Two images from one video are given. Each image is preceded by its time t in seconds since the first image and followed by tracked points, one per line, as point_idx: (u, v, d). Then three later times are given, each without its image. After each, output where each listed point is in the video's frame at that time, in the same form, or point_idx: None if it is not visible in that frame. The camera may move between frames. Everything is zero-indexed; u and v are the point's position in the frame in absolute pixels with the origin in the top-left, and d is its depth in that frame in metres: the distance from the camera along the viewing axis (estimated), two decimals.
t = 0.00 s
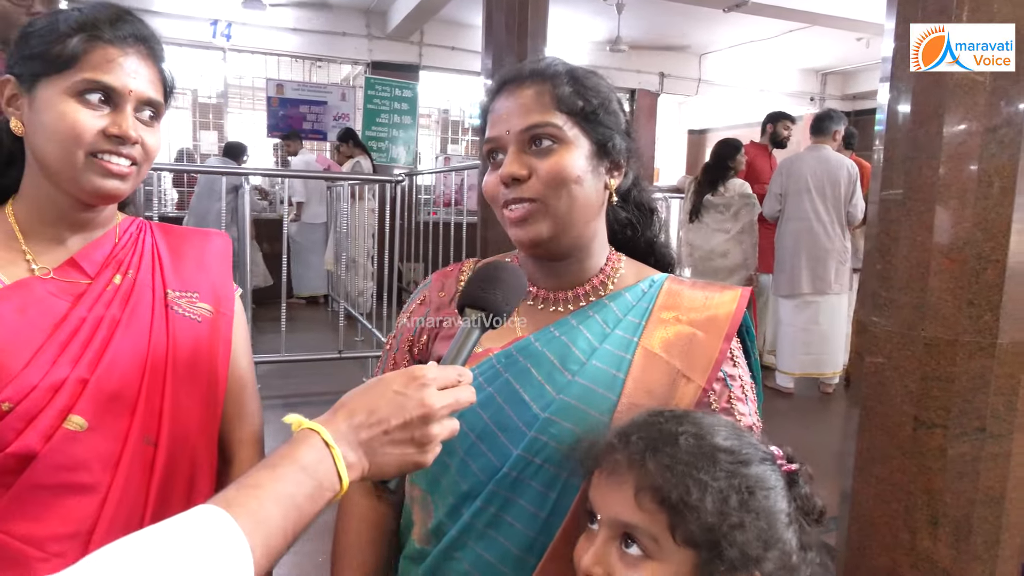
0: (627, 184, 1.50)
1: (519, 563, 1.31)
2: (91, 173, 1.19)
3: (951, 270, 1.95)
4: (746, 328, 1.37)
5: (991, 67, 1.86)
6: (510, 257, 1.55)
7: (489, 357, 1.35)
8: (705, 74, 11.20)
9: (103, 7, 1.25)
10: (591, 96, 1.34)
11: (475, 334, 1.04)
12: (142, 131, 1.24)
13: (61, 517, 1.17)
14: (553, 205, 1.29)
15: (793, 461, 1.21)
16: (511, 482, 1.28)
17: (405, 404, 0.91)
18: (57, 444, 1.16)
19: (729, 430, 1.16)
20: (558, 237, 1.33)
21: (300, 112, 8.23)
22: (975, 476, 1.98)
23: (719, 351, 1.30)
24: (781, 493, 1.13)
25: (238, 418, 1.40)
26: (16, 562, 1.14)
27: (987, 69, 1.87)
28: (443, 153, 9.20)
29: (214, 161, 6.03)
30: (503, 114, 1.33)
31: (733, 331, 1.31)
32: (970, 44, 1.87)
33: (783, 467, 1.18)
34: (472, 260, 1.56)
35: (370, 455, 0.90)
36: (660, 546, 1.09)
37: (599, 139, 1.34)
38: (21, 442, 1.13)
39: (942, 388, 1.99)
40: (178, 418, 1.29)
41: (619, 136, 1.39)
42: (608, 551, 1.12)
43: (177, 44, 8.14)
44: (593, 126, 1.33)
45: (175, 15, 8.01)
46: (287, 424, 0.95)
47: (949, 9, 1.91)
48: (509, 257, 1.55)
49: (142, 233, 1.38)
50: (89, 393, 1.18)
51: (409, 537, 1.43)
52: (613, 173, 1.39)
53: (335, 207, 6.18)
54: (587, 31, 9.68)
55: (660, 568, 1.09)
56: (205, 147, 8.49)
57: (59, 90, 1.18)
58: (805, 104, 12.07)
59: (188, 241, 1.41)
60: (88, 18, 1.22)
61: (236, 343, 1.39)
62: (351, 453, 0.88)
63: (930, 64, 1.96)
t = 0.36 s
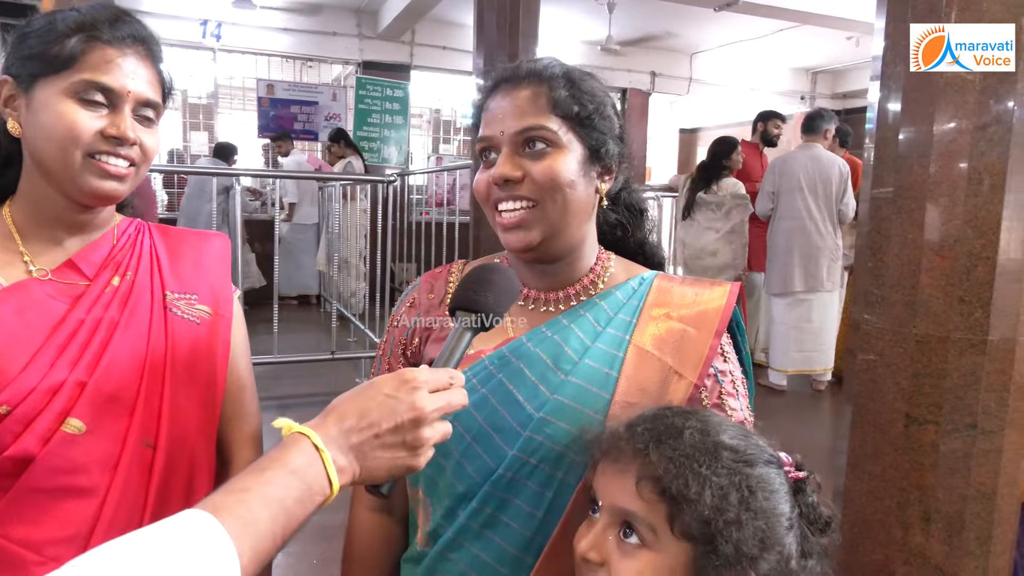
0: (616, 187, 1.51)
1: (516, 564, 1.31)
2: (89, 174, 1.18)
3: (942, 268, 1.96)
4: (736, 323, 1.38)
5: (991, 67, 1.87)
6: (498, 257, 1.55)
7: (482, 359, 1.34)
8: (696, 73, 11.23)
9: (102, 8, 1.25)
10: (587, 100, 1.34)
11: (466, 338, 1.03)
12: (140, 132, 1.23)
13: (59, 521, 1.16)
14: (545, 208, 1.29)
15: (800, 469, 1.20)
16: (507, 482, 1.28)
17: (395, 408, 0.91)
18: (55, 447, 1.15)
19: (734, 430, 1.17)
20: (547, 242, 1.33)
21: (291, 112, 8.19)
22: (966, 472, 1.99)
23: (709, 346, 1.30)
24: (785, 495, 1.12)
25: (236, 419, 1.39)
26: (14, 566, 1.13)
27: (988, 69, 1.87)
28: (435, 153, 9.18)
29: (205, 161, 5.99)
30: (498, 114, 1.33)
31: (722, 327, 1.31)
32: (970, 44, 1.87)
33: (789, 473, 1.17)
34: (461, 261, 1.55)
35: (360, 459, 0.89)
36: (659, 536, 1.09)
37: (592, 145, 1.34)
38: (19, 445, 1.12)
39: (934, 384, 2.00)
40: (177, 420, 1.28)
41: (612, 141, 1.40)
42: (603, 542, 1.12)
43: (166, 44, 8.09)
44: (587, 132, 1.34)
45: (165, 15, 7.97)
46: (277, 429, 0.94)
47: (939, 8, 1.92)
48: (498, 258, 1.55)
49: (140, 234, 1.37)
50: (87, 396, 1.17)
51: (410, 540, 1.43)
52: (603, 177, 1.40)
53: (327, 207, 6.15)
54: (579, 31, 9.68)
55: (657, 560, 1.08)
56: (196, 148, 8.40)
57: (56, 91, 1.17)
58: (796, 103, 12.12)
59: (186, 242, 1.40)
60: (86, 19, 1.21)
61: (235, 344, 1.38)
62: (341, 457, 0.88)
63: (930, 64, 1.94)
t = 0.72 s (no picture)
0: (611, 191, 1.50)
1: (511, 562, 1.31)
2: (85, 176, 1.17)
3: (940, 266, 1.96)
4: (730, 319, 1.38)
5: (991, 67, 1.87)
6: (491, 258, 1.54)
7: (476, 357, 1.33)
8: (690, 71, 11.25)
9: (95, 8, 1.24)
10: (589, 102, 1.34)
11: (463, 342, 1.03)
12: (137, 132, 1.22)
13: (60, 523, 1.15)
14: (539, 201, 1.29)
15: (794, 472, 1.19)
16: (500, 481, 1.28)
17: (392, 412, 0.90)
18: (56, 449, 1.14)
19: (725, 431, 1.17)
20: (538, 236, 1.32)
21: (285, 113, 8.15)
22: (963, 467, 1.99)
23: (703, 343, 1.30)
24: (773, 497, 1.12)
25: (237, 419, 1.38)
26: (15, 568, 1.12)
27: (988, 69, 1.87)
28: (429, 153, 9.16)
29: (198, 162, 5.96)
30: (498, 107, 1.32)
31: (717, 323, 1.31)
32: (970, 44, 1.87)
33: (783, 476, 1.17)
34: (455, 262, 1.54)
35: (357, 462, 0.89)
36: (642, 531, 1.09)
37: (590, 147, 1.34)
38: (19, 448, 1.11)
39: (930, 380, 2.00)
40: (178, 421, 1.27)
41: (608, 144, 1.40)
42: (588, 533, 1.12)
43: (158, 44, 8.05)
44: (586, 134, 1.34)
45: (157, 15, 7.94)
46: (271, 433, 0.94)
47: (933, 5, 1.92)
48: (492, 258, 1.54)
49: (141, 234, 1.36)
50: (89, 398, 1.17)
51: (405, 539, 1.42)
52: (598, 180, 1.40)
53: (322, 207, 6.14)
54: (573, 29, 9.68)
55: (642, 556, 1.08)
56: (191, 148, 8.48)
57: (51, 92, 1.16)
58: (790, 100, 12.14)
59: (186, 242, 1.39)
60: (80, 19, 1.20)
61: (235, 344, 1.38)
62: (337, 460, 0.87)
63: (929, 64, 1.94)
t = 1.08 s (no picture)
0: (605, 182, 1.51)
1: (512, 563, 1.29)
2: (81, 177, 1.16)
3: (940, 265, 1.96)
4: (735, 323, 1.37)
5: (991, 66, 1.87)
6: (496, 260, 1.54)
7: (479, 352, 1.34)
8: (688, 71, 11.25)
9: (90, 8, 1.23)
10: (571, 97, 1.34)
11: (463, 343, 1.04)
12: (133, 133, 1.22)
13: (59, 526, 1.14)
14: (545, 207, 1.28)
15: (835, 553, 0.94)
16: (502, 478, 1.27)
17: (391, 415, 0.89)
18: (56, 450, 1.13)
19: (744, 470, 0.99)
20: (548, 242, 1.32)
21: (284, 113, 8.09)
22: (964, 467, 1.99)
23: (709, 344, 1.29)
24: (763, 560, 0.93)
25: (237, 420, 1.38)
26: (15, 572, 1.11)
27: (989, 69, 1.87)
28: (428, 153, 9.17)
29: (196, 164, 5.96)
30: (484, 120, 1.32)
31: (722, 325, 1.30)
32: (970, 44, 1.87)
33: (808, 549, 0.94)
34: (461, 262, 1.54)
35: (356, 466, 0.88)
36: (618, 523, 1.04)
37: (582, 141, 1.34)
38: (19, 449, 1.11)
39: (930, 379, 2.00)
40: (177, 422, 1.27)
41: (597, 137, 1.40)
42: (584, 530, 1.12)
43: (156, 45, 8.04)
44: (576, 128, 1.33)
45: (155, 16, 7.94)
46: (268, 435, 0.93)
47: (933, 4, 1.92)
48: (497, 261, 1.54)
49: (139, 235, 1.35)
50: (88, 398, 1.16)
51: (402, 540, 1.41)
52: (595, 172, 1.41)
53: (320, 208, 6.13)
54: (571, 30, 9.68)
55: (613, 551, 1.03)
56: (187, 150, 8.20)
57: (47, 93, 1.15)
58: (788, 100, 12.15)
59: (184, 242, 1.38)
60: (76, 20, 1.19)
61: (235, 345, 1.37)
62: (336, 465, 0.87)
63: (929, 64, 1.93)
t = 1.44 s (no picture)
0: (615, 189, 1.51)
1: (515, 570, 1.30)
2: (80, 179, 1.16)
3: (940, 265, 1.96)
4: (737, 325, 1.37)
5: (991, 66, 1.87)
6: (493, 261, 1.54)
7: (479, 360, 1.33)
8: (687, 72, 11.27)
9: (88, 10, 1.23)
10: (587, 99, 1.33)
11: (462, 347, 1.05)
12: (131, 135, 1.22)
13: (55, 527, 1.14)
14: (542, 205, 1.28)
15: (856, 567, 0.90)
16: (505, 487, 1.27)
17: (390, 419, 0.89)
18: (53, 451, 1.13)
19: (764, 480, 0.97)
20: (544, 238, 1.31)
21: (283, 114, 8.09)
22: (963, 468, 1.99)
23: (711, 348, 1.29)
24: None
25: (233, 422, 1.38)
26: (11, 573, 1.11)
27: (988, 69, 1.87)
28: (428, 154, 9.17)
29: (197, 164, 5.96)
30: (497, 109, 1.32)
31: (724, 328, 1.31)
32: (970, 44, 1.87)
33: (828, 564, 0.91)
34: (456, 265, 1.54)
35: (354, 471, 0.88)
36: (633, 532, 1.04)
37: (592, 144, 1.34)
38: (15, 449, 1.10)
39: (930, 381, 2.00)
40: (174, 424, 1.27)
41: (610, 141, 1.39)
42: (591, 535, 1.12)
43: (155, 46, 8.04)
44: (587, 130, 1.33)
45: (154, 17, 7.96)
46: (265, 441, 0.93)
47: (933, 5, 1.92)
48: (493, 262, 1.54)
49: (136, 237, 1.35)
50: (85, 399, 1.16)
51: (402, 548, 1.41)
52: (602, 177, 1.40)
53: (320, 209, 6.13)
54: (571, 31, 9.69)
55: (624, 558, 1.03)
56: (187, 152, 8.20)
57: (45, 95, 1.15)
58: (787, 101, 12.17)
59: (182, 244, 1.38)
60: (74, 22, 1.19)
61: (231, 347, 1.37)
62: (335, 470, 0.87)
63: (929, 64, 1.93)
